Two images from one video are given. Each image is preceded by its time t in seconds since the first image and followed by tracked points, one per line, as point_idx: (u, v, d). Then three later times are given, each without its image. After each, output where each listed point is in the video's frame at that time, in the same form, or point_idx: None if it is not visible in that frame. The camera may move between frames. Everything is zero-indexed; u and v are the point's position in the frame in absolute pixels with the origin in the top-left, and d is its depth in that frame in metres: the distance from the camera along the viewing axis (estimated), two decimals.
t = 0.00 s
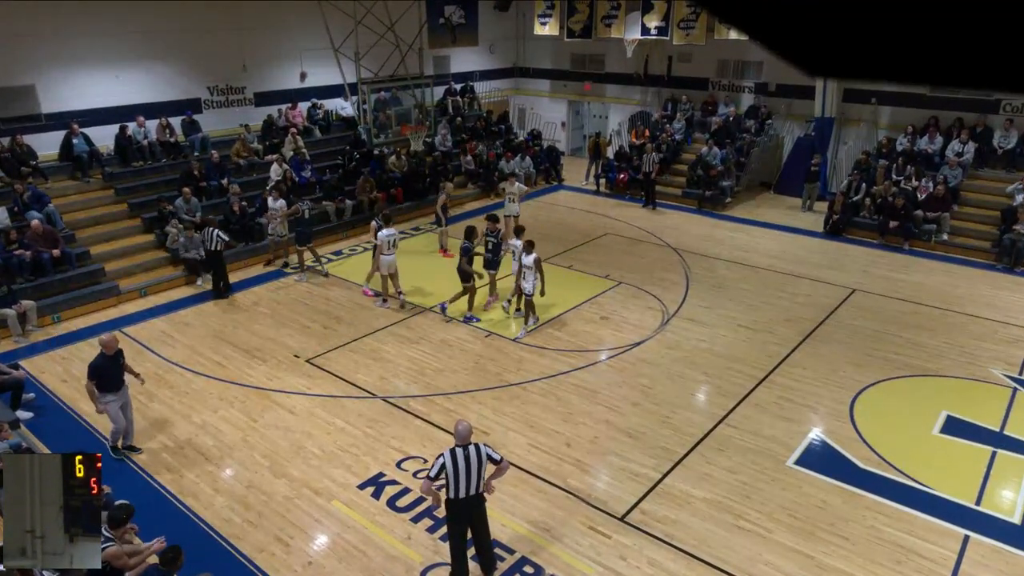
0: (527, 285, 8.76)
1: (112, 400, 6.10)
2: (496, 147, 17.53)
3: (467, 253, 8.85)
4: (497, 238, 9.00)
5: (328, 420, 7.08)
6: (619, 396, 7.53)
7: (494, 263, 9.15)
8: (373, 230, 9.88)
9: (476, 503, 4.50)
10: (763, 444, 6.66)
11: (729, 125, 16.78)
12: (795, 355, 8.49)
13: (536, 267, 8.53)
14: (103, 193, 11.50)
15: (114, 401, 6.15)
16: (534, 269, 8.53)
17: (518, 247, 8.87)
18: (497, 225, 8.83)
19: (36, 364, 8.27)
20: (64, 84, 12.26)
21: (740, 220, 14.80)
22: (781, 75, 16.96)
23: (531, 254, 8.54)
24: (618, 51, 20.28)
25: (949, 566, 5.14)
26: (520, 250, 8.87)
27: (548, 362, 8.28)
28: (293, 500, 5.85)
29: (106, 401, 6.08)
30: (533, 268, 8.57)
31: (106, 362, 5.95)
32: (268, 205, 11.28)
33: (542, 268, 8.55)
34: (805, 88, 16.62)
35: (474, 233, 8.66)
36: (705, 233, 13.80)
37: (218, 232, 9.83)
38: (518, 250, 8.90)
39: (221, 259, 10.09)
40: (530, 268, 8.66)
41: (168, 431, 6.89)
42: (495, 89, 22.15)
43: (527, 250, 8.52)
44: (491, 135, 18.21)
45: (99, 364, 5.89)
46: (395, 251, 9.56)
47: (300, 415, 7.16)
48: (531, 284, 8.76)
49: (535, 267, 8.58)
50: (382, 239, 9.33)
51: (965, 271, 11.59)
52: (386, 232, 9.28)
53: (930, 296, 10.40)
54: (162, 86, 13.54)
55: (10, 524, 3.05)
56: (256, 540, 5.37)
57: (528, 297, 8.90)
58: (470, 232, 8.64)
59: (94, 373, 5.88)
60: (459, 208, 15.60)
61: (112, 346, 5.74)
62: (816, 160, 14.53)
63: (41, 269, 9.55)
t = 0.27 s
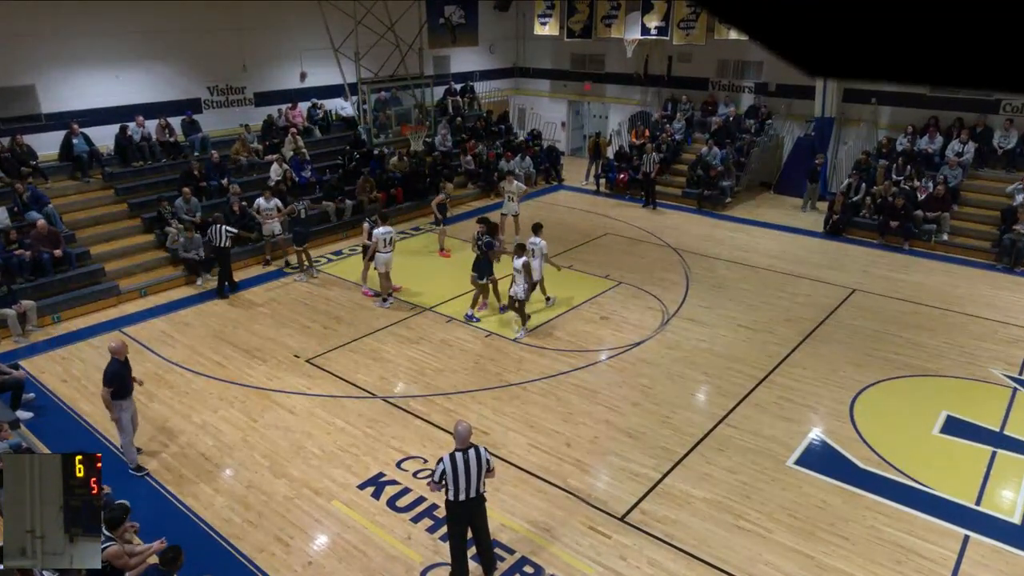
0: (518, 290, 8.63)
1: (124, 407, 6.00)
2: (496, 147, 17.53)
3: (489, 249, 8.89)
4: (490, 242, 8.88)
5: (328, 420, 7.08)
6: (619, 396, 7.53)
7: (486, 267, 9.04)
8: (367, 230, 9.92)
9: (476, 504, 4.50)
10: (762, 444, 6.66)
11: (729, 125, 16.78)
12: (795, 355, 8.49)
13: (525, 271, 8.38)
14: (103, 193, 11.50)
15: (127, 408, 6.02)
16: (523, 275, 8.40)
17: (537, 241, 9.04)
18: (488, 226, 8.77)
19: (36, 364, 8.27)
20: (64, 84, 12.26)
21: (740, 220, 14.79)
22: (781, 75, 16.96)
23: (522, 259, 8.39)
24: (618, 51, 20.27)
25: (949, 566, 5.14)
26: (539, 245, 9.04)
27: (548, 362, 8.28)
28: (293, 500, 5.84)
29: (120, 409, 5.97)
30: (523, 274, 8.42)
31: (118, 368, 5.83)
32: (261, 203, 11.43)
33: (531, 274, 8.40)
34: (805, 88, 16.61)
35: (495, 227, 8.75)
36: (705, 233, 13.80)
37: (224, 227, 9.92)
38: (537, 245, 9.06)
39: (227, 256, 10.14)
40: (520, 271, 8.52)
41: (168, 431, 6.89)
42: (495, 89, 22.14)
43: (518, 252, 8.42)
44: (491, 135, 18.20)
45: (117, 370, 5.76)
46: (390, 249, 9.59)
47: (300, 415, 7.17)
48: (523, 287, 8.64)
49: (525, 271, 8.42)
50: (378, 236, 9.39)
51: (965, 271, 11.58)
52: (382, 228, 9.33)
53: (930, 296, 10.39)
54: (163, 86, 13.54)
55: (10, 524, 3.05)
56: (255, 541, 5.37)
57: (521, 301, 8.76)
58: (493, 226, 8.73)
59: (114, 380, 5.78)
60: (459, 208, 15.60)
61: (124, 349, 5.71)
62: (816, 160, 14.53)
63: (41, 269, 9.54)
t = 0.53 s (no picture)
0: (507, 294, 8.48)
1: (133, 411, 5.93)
2: (496, 147, 17.53)
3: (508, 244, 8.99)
4: (479, 245, 8.75)
5: (328, 420, 7.07)
6: (619, 396, 7.53)
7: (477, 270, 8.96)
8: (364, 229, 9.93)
9: (477, 504, 4.49)
10: (763, 444, 6.65)
11: (729, 125, 16.78)
12: (795, 355, 8.49)
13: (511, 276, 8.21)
14: (103, 193, 11.51)
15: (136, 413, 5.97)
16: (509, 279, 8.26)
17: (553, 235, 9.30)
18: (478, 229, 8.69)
19: (36, 364, 8.27)
20: (63, 84, 12.25)
21: (740, 220, 14.79)
22: (781, 75, 16.95)
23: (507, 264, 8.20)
24: (618, 51, 20.27)
25: (949, 566, 5.13)
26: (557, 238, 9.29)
27: (548, 363, 8.27)
28: (293, 500, 5.84)
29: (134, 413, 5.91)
30: (509, 277, 8.29)
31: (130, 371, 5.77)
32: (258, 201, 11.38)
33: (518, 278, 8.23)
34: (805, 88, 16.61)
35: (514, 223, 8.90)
36: (705, 232, 13.80)
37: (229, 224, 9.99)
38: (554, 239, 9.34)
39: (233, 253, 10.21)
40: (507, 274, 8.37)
41: (168, 431, 6.88)
42: (495, 89, 22.14)
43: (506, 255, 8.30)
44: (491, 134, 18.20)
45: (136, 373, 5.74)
46: (389, 247, 9.61)
47: (300, 415, 7.16)
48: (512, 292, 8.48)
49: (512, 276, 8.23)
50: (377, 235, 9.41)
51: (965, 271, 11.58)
52: (382, 227, 9.36)
53: (930, 296, 10.39)
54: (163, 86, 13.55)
55: (10, 524, 3.05)
56: (255, 541, 5.37)
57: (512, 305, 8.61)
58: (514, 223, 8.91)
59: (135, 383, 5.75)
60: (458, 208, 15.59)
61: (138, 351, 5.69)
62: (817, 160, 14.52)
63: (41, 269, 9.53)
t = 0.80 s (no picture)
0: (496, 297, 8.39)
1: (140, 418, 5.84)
2: (496, 147, 17.52)
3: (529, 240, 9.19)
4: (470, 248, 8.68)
5: (328, 420, 7.07)
6: (619, 396, 7.53)
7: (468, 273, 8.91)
8: (362, 228, 9.93)
9: (477, 504, 4.49)
10: (762, 444, 6.65)
11: (729, 125, 16.78)
12: (795, 355, 8.49)
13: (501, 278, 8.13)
14: (102, 193, 11.50)
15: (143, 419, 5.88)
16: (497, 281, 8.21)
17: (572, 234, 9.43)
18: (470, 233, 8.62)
19: (36, 364, 8.27)
20: (63, 84, 12.25)
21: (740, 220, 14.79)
22: (781, 75, 16.95)
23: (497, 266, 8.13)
24: (618, 51, 20.26)
25: (950, 566, 5.13)
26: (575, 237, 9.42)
27: (548, 363, 8.26)
28: (293, 500, 5.84)
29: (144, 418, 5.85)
30: (498, 279, 8.23)
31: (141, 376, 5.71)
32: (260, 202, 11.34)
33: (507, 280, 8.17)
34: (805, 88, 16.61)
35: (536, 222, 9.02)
36: (705, 232, 13.79)
37: (232, 223, 10.03)
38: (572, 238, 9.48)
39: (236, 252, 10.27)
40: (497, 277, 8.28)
41: (168, 431, 6.88)
42: (495, 89, 22.13)
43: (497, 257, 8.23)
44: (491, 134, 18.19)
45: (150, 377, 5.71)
46: (386, 247, 9.60)
47: (300, 414, 7.17)
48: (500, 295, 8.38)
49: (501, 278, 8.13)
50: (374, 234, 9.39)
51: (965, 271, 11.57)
52: (378, 227, 9.33)
53: (930, 296, 10.39)
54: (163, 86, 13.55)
55: (10, 523, 3.06)
56: (255, 541, 5.37)
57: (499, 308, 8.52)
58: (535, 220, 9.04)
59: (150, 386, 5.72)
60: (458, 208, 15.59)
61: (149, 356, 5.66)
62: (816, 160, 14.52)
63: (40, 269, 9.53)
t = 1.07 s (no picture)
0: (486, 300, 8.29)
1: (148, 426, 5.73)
2: (496, 146, 17.52)
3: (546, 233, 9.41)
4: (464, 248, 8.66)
5: (328, 420, 7.07)
6: (619, 396, 7.53)
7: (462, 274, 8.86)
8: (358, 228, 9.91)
9: (477, 504, 4.49)
10: (763, 444, 6.65)
11: (729, 125, 16.78)
12: (795, 355, 8.49)
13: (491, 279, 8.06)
14: (103, 193, 11.50)
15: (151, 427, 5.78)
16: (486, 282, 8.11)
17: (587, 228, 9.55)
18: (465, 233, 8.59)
19: (36, 364, 8.27)
20: (63, 84, 12.25)
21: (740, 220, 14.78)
22: (781, 75, 16.95)
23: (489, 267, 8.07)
24: (618, 51, 20.26)
25: (950, 566, 5.13)
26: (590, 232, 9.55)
27: (548, 363, 8.25)
28: (293, 500, 5.84)
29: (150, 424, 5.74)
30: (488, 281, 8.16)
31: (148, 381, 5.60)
32: (261, 203, 11.25)
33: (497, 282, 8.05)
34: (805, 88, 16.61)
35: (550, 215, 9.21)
36: (705, 232, 13.79)
37: (235, 224, 9.95)
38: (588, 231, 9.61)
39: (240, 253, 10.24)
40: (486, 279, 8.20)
41: (168, 431, 6.88)
42: (495, 89, 22.12)
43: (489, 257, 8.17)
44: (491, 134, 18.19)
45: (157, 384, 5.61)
46: (382, 247, 9.56)
47: (300, 414, 7.16)
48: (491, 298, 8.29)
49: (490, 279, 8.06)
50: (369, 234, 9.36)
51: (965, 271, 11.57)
52: (371, 227, 9.31)
53: (930, 296, 10.38)
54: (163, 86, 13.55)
55: (10, 523, 3.06)
56: (255, 541, 5.37)
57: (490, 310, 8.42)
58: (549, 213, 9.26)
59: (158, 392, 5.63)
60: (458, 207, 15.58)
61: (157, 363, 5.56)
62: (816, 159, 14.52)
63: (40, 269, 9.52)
